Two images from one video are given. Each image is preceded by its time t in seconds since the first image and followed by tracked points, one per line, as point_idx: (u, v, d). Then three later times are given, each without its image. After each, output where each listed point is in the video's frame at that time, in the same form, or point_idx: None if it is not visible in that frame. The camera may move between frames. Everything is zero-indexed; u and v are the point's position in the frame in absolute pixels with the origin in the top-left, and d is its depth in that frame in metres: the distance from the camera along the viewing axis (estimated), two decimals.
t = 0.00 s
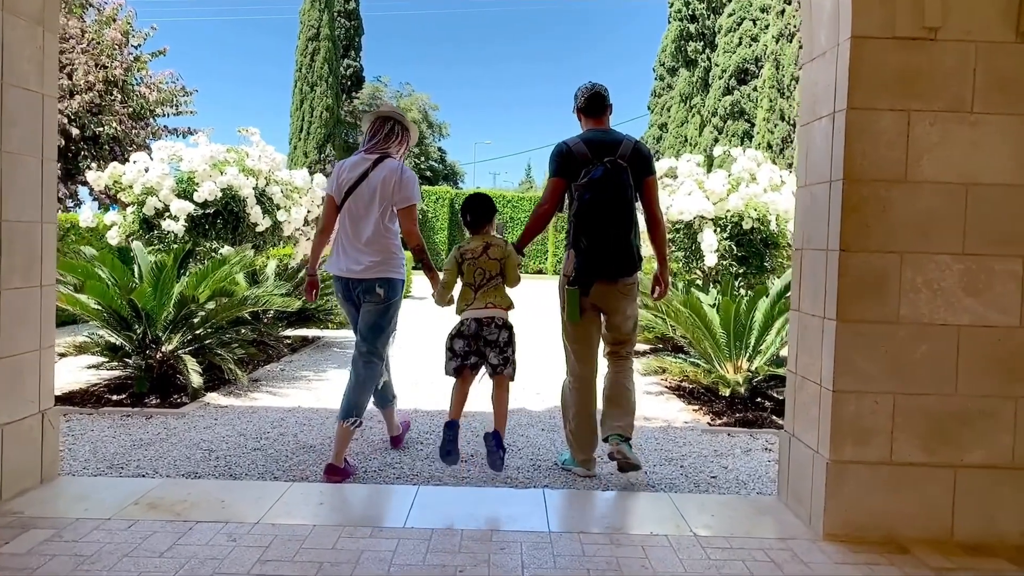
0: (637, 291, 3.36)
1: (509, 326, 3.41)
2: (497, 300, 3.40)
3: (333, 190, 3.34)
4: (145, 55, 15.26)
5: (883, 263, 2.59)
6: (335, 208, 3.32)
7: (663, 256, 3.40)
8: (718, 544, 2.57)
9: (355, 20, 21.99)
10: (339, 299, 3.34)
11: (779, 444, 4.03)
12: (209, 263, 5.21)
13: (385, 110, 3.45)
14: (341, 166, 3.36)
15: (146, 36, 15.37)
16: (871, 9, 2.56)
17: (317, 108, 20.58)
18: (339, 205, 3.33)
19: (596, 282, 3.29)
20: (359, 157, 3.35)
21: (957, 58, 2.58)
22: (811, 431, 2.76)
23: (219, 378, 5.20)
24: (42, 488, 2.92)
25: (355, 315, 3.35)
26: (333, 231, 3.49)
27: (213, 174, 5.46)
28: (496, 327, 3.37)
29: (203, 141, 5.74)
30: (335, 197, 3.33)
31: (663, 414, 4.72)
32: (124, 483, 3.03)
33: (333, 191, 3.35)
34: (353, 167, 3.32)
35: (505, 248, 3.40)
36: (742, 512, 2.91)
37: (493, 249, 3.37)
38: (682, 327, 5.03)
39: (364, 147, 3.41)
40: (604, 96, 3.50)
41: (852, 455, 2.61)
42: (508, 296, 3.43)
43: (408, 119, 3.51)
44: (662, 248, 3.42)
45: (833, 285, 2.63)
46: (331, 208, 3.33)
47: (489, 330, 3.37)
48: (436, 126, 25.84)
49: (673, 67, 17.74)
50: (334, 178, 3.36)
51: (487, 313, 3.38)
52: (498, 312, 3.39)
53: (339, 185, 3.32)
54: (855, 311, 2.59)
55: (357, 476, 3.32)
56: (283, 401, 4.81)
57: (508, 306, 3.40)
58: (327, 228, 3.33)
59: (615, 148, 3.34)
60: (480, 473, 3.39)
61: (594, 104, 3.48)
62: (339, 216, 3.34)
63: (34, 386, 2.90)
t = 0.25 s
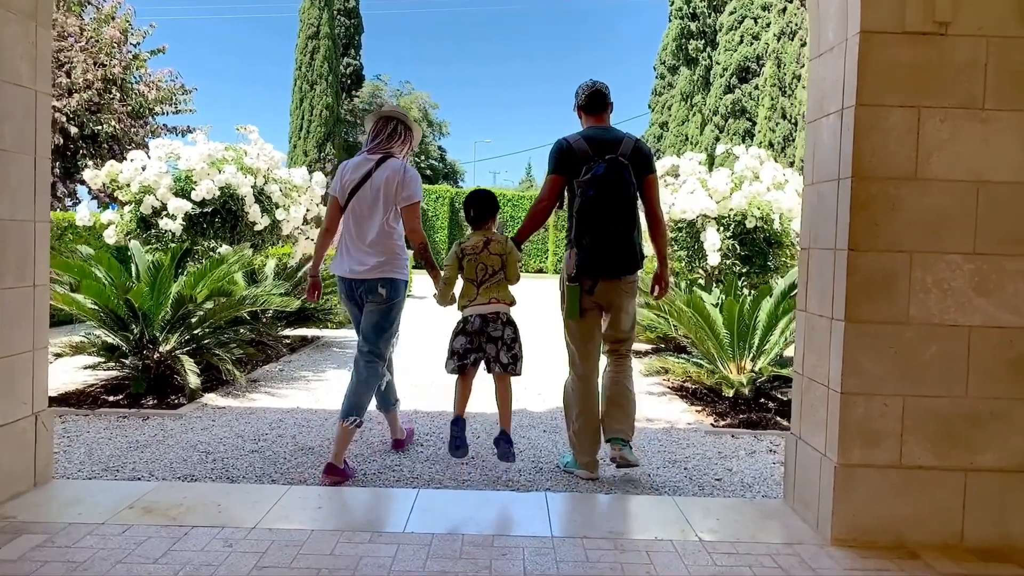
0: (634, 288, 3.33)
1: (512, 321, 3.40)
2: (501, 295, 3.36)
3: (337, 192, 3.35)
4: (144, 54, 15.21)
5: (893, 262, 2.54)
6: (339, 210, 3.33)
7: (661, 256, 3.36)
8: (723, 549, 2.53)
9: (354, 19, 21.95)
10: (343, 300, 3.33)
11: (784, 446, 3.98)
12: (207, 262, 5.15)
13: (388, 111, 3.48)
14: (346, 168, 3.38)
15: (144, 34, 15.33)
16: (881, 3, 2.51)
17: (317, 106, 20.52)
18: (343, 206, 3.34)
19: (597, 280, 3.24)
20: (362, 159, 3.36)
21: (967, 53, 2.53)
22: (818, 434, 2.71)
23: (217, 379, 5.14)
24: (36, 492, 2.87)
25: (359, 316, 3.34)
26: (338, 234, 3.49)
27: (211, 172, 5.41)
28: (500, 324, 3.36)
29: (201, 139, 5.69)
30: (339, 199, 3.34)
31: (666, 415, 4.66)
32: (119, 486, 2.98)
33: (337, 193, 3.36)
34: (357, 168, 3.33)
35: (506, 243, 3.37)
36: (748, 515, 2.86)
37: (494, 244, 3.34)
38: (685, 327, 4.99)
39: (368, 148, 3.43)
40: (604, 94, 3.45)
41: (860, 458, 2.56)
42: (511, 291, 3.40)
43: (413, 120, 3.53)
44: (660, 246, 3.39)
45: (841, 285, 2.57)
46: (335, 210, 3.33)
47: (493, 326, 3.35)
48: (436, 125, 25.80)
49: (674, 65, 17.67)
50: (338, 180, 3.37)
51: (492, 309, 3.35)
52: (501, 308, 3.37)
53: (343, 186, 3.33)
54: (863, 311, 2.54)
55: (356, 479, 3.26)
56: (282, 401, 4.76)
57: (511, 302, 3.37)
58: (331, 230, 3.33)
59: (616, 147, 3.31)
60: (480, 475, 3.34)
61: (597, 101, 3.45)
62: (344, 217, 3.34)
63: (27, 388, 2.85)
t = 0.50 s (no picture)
0: (635, 292, 3.28)
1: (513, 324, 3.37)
2: (500, 299, 3.32)
3: (340, 196, 3.35)
4: (142, 56, 15.18)
5: (900, 265, 2.49)
6: (342, 214, 3.34)
7: (660, 259, 3.32)
8: (729, 558, 2.47)
9: (353, 22, 21.93)
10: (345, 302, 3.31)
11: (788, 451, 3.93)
12: (204, 265, 5.10)
13: (389, 113, 3.49)
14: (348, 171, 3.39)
15: (143, 37, 15.30)
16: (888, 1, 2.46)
17: (316, 109, 20.48)
18: (346, 210, 3.34)
19: (599, 284, 3.19)
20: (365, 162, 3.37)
21: (977, 52, 2.48)
22: (825, 440, 2.66)
23: (214, 384, 5.08)
24: (27, 500, 2.81)
25: (361, 318, 3.32)
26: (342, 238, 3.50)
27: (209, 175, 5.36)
28: (502, 327, 3.31)
29: (198, 142, 5.64)
30: (342, 203, 3.34)
31: (668, 419, 4.61)
32: (112, 494, 2.92)
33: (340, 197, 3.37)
34: (359, 172, 3.34)
35: (505, 248, 3.32)
36: (753, 523, 2.80)
37: (493, 248, 3.29)
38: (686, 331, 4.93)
39: (370, 151, 3.44)
40: (603, 96, 3.42)
41: (869, 465, 2.51)
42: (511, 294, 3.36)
43: (415, 122, 3.55)
44: (660, 251, 3.35)
45: (849, 288, 2.52)
46: (338, 214, 3.34)
47: (495, 330, 3.30)
48: (435, 128, 25.77)
49: (673, 68, 17.64)
50: (341, 185, 3.38)
51: (493, 313, 3.31)
52: (501, 312, 3.33)
53: (345, 190, 3.33)
54: (871, 314, 2.49)
55: (353, 485, 3.21)
56: (279, 406, 4.70)
57: (511, 305, 3.34)
58: (334, 234, 3.34)
59: (615, 149, 3.26)
60: (480, 482, 3.28)
61: (595, 103, 3.41)
62: (347, 222, 3.35)
63: (19, 394, 2.80)
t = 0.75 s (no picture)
0: (634, 291, 3.24)
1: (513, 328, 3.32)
2: (501, 302, 3.27)
3: (343, 193, 3.36)
4: (140, 54, 15.10)
5: (910, 263, 2.44)
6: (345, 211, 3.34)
7: (658, 260, 3.34)
8: (735, 563, 2.42)
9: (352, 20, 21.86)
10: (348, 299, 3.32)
11: (792, 452, 3.87)
12: (200, 264, 5.04)
13: (393, 110, 3.48)
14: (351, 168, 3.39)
15: (141, 35, 15.24)
16: None
17: (315, 107, 20.41)
18: (349, 207, 3.34)
19: (601, 283, 3.15)
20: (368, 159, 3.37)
21: (988, 47, 2.43)
22: (832, 442, 2.61)
23: (211, 384, 5.03)
24: (18, 504, 2.76)
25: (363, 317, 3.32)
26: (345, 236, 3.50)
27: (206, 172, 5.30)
28: (502, 331, 3.27)
29: (195, 139, 5.59)
30: (346, 200, 3.35)
31: (670, 420, 4.56)
32: (105, 497, 2.87)
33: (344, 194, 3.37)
34: (362, 169, 3.33)
35: (506, 251, 3.26)
36: (759, 527, 2.75)
37: (494, 251, 3.23)
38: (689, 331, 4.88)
39: (373, 148, 3.44)
40: (603, 93, 3.37)
41: (877, 469, 2.46)
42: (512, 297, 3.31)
43: (418, 119, 3.55)
44: (659, 250, 3.38)
45: (857, 288, 2.47)
46: (341, 211, 3.35)
47: (495, 335, 3.26)
48: (435, 127, 25.71)
49: (673, 66, 17.59)
50: (344, 182, 3.38)
51: (492, 317, 3.26)
52: (501, 315, 3.27)
53: (348, 187, 3.33)
54: (880, 315, 2.43)
55: (351, 487, 3.15)
56: (276, 407, 4.65)
57: (511, 308, 3.29)
58: (337, 231, 3.34)
59: (616, 148, 3.25)
60: (480, 484, 3.23)
61: (595, 102, 3.36)
62: (350, 219, 3.35)
63: (10, 395, 2.74)
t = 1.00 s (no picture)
0: (632, 288, 3.21)
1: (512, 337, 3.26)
2: (501, 309, 3.21)
3: (348, 188, 3.38)
4: (139, 52, 15.05)
5: (920, 260, 2.38)
6: (349, 207, 3.37)
7: (655, 258, 3.32)
8: (741, 566, 2.37)
9: (352, 18, 21.80)
10: (352, 296, 3.36)
11: (797, 452, 3.82)
12: (198, 263, 4.99)
13: (396, 106, 3.48)
14: (355, 163, 3.41)
15: (140, 32, 15.18)
16: None
17: (314, 106, 20.35)
18: (352, 203, 3.37)
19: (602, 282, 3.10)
20: (372, 155, 3.39)
21: (999, 38, 2.37)
22: (840, 443, 2.55)
23: (208, 383, 4.97)
24: (10, 506, 2.71)
25: (367, 313, 3.37)
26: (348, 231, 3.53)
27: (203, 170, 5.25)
28: (501, 339, 3.22)
29: (193, 136, 5.54)
30: (349, 196, 3.37)
31: (673, 420, 4.51)
32: (99, 499, 2.82)
33: (348, 190, 3.39)
34: (367, 165, 3.35)
35: (507, 257, 3.22)
36: (765, 529, 2.70)
37: (494, 257, 3.20)
38: (692, 329, 4.83)
39: (377, 144, 3.44)
40: (603, 91, 3.32)
41: (886, 470, 2.41)
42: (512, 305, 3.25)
43: (421, 115, 3.56)
44: (657, 248, 3.36)
45: (865, 285, 2.41)
46: (345, 207, 3.37)
47: (494, 342, 3.21)
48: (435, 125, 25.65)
49: (673, 63, 17.54)
50: (348, 178, 3.40)
51: (491, 325, 3.21)
52: (501, 323, 3.22)
53: (352, 183, 3.36)
54: (890, 313, 2.38)
55: (349, 488, 3.10)
56: (275, 407, 4.59)
57: (512, 315, 3.23)
58: (341, 227, 3.37)
59: (617, 146, 3.21)
60: (481, 485, 3.17)
61: (595, 99, 3.31)
62: (353, 215, 3.38)
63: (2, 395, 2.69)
